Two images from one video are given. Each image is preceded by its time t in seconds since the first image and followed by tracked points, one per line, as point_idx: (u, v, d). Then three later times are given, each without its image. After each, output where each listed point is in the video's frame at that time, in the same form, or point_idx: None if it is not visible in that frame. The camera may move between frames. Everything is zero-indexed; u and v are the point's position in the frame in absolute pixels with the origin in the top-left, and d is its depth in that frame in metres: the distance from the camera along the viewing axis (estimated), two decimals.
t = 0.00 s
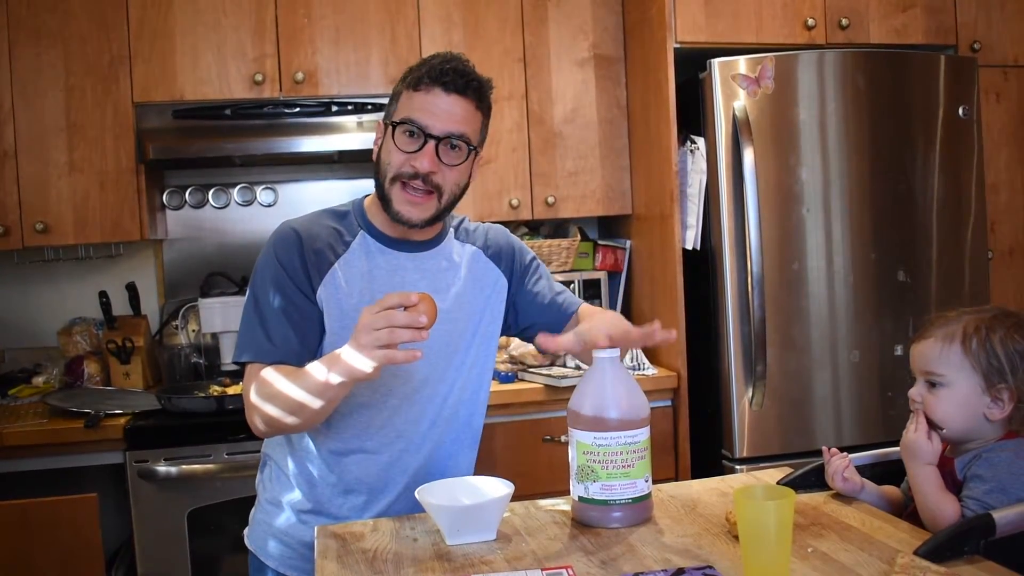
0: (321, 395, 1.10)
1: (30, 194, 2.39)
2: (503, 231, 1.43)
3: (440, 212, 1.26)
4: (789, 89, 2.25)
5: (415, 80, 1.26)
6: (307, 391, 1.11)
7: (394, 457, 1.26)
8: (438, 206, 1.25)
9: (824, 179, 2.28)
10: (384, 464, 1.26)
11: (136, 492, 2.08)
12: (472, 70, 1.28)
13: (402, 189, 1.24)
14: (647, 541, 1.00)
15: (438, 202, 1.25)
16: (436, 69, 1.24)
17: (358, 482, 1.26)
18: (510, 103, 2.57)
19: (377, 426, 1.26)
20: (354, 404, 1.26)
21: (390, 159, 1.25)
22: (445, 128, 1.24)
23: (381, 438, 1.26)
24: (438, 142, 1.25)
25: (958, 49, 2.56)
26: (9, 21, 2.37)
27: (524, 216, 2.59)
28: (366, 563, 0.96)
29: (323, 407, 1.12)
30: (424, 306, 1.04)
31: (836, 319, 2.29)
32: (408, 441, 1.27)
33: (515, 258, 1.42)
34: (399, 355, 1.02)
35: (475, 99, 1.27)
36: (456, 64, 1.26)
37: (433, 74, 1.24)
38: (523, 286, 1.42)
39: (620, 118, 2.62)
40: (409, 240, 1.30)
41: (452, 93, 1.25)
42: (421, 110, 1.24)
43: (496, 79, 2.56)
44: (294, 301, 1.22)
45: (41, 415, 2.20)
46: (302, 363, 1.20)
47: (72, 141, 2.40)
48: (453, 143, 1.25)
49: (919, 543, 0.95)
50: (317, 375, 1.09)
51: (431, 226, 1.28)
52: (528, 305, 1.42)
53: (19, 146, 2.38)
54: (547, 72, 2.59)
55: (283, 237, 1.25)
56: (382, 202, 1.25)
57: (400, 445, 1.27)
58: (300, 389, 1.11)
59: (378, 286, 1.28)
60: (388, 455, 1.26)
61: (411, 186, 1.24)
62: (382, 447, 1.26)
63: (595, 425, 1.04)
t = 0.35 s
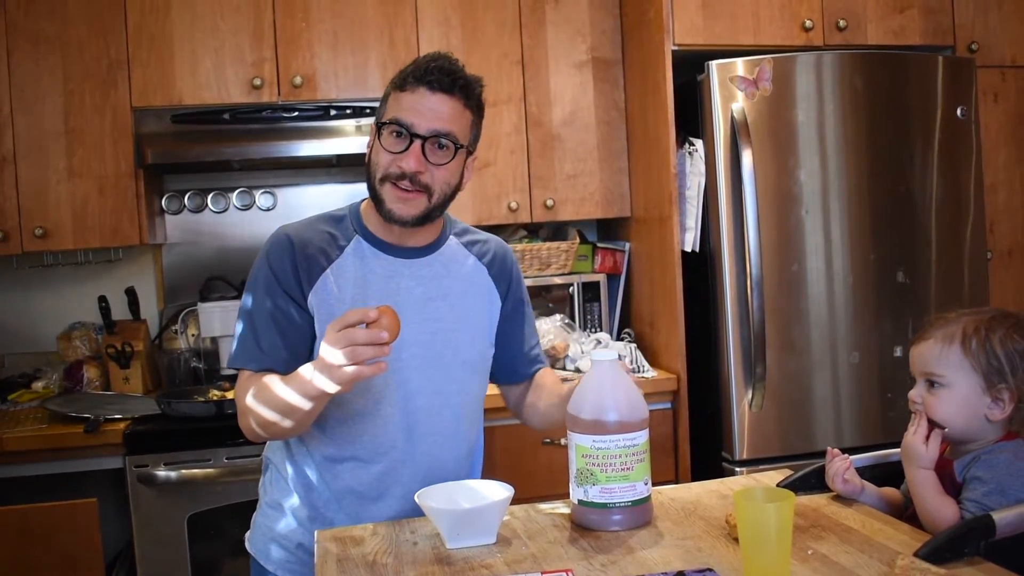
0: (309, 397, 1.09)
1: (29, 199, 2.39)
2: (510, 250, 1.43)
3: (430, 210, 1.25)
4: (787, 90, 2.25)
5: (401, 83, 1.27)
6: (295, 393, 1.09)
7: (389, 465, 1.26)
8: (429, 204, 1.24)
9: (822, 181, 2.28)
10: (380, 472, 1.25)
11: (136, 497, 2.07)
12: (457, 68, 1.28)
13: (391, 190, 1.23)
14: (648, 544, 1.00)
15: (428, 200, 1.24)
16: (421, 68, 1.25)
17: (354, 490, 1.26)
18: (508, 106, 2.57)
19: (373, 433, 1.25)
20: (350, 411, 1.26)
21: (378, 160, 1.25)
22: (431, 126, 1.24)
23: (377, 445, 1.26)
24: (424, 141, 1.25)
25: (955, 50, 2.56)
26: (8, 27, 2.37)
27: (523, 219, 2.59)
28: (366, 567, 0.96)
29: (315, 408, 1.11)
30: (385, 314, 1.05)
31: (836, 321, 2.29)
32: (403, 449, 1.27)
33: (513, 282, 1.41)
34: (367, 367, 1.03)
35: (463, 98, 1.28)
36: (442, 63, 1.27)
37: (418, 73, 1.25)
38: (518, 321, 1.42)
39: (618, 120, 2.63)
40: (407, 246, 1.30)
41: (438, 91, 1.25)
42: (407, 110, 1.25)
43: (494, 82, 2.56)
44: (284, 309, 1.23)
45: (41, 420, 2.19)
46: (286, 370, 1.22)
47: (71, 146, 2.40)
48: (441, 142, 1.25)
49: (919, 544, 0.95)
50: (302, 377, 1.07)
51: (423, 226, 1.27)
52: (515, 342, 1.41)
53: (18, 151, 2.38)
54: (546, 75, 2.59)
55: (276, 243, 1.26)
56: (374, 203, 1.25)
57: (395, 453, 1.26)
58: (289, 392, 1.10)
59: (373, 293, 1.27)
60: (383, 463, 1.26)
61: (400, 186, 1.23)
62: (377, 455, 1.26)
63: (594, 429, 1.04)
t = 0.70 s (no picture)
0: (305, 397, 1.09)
1: (29, 202, 2.39)
2: (509, 258, 1.42)
3: (438, 222, 1.26)
4: (787, 93, 2.25)
5: (405, 94, 1.26)
6: (291, 395, 1.09)
7: (389, 472, 1.26)
8: (436, 217, 1.26)
9: (822, 183, 2.28)
10: (379, 478, 1.26)
11: (136, 499, 2.07)
12: (462, 77, 1.27)
13: (399, 203, 1.24)
14: (648, 546, 0.99)
15: (435, 213, 1.25)
16: (425, 80, 1.24)
17: (353, 495, 1.26)
18: (508, 109, 2.57)
19: (372, 440, 1.26)
20: (350, 418, 1.25)
21: (386, 173, 1.25)
22: (437, 139, 1.24)
23: (376, 452, 1.26)
24: (431, 153, 1.25)
25: (954, 53, 2.57)
26: (8, 30, 2.37)
27: (522, 221, 2.59)
28: (365, 569, 0.96)
29: (312, 408, 1.11)
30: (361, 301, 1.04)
31: (835, 324, 2.29)
32: (403, 455, 1.27)
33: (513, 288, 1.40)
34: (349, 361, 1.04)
35: (467, 108, 1.27)
36: (446, 74, 1.26)
37: (422, 86, 1.24)
38: (516, 326, 1.41)
39: (618, 122, 2.63)
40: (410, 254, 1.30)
41: (443, 103, 1.25)
42: (413, 123, 1.24)
43: (494, 85, 2.57)
44: (290, 313, 1.23)
45: (40, 422, 2.19)
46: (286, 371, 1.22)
47: (71, 149, 2.40)
48: (448, 154, 1.26)
49: (919, 546, 0.95)
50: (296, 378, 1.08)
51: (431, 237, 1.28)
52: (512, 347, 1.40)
53: (17, 154, 2.38)
54: (545, 77, 2.59)
55: (282, 247, 1.26)
56: (382, 216, 1.26)
57: (395, 460, 1.26)
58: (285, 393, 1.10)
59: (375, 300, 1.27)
60: (383, 469, 1.26)
61: (407, 200, 1.24)
62: (377, 461, 1.26)
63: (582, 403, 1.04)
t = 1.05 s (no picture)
0: (307, 401, 1.10)
1: (29, 206, 2.40)
2: (511, 257, 1.42)
3: (434, 220, 1.27)
4: (785, 96, 2.26)
5: (389, 95, 1.26)
6: (294, 399, 1.10)
7: (391, 473, 1.26)
8: (431, 212, 1.26)
9: (821, 186, 2.28)
10: (382, 479, 1.26)
11: (136, 502, 2.07)
12: (444, 74, 1.27)
13: (393, 203, 1.25)
14: (647, 549, 1.00)
15: (430, 211, 1.26)
16: (407, 79, 1.24)
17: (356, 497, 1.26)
18: (507, 112, 2.58)
19: (374, 441, 1.26)
20: (351, 419, 1.26)
21: (377, 174, 1.26)
22: (426, 135, 1.25)
23: (379, 454, 1.26)
24: (420, 149, 1.25)
25: (953, 55, 2.57)
26: (9, 34, 2.37)
27: (522, 224, 2.60)
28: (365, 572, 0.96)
29: (314, 413, 1.12)
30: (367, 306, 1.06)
31: (834, 325, 2.29)
32: (405, 456, 1.27)
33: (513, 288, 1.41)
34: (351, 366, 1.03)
35: (452, 103, 1.28)
36: (428, 71, 1.26)
37: (405, 84, 1.24)
38: (518, 327, 1.41)
39: (617, 125, 2.63)
40: (409, 255, 1.31)
41: (428, 100, 1.25)
42: (400, 121, 1.24)
43: (493, 88, 2.57)
44: (292, 315, 1.24)
45: (41, 425, 2.19)
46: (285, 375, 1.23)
47: (71, 152, 2.40)
48: (438, 149, 1.26)
49: (917, 549, 0.95)
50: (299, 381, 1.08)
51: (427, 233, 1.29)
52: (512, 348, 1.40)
53: (17, 157, 2.39)
54: (544, 80, 2.60)
55: (281, 249, 1.26)
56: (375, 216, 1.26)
57: (397, 461, 1.27)
58: (288, 398, 1.11)
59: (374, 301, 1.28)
60: (386, 470, 1.26)
61: (401, 200, 1.25)
62: (379, 462, 1.26)
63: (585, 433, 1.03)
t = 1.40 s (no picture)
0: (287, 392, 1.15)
1: (29, 208, 2.40)
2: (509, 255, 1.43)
3: (434, 190, 1.27)
4: (786, 98, 2.26)
5: (387, 79, 1.31)
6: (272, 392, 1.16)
7: (400, 463, 1.25)
8: (432, 182, 1.27)
9: (821, 188, 2.28)
10: (391, 469, 1.25)
11: (136, 505, 2.07)
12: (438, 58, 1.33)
13: (395, 172, 1.25)
14: (647, 553, 1.00)
15: (430, 179, 1.26)
16: (404, 60, 1.31)
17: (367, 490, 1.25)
18: (507, 115, 2.58)
19: (380, 431, 1.25)
20: (356, 410, 1.25)
21: (378, 149, 1.27)
22: (423, 107, 1.28)
23: (386, 444, 1.25)
24: (419, 121, 1.27)
25: (954, 58, 2.57)
26: (9, 37, 2.38)
27: (522, 227, 2.60)
28: None
29: (291, 405, 1.17)
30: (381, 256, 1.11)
31: (834, 328, 2.29)
32: (412, 446, 1.26)
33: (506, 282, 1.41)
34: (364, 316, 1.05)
35: (447, 82, 1.32)
36: (422, 54, 1.32)
37: (402, 64, 1.30)
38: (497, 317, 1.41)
39: (617, 128, 2.63)
40: (408, 243, 1.30)
41: (424, 77, 1.30)
42: (398, 98, 1.28)
43: (493, 91, 2.57)
44: (298, 301, 1.25)
45: (41, 428, 2.19)
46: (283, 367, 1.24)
47: (71, 155, 2.41)
48: (436, 120, 1.28)
49: (918, 552, 0.95)
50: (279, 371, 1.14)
51: (429, 207, 1.28)
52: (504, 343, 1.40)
53: (17, 160, 2.39)
54: (544, 83, 2.60)
55: (284, 241, 1.27)
56: (377, 191, 1.26)
57: (405, 450, 1.26)
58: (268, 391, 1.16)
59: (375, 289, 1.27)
60: (394, 460, 1.25)
61: (403, 169, 1.25)
62: (386, 452, 1.25)
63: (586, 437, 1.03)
